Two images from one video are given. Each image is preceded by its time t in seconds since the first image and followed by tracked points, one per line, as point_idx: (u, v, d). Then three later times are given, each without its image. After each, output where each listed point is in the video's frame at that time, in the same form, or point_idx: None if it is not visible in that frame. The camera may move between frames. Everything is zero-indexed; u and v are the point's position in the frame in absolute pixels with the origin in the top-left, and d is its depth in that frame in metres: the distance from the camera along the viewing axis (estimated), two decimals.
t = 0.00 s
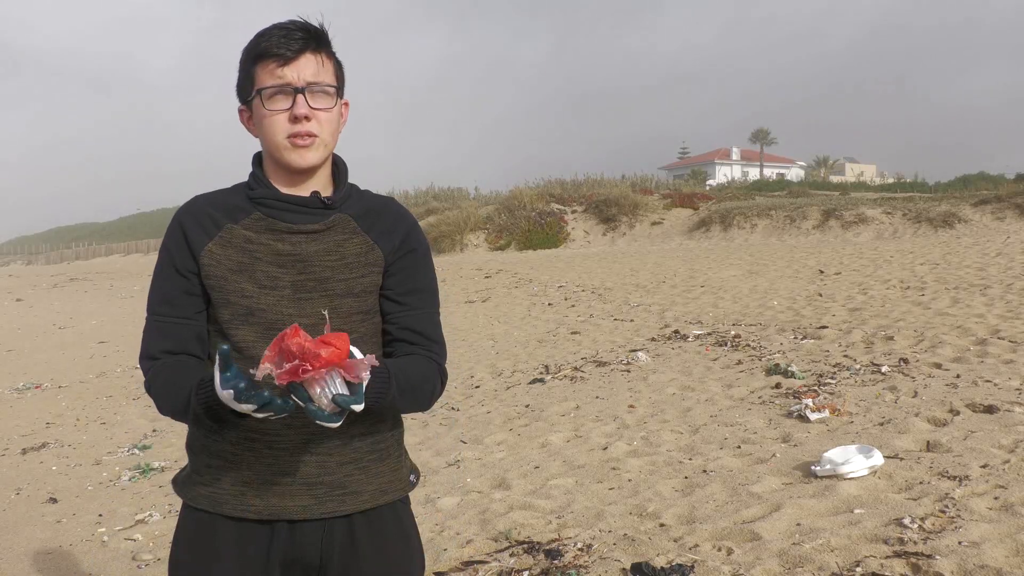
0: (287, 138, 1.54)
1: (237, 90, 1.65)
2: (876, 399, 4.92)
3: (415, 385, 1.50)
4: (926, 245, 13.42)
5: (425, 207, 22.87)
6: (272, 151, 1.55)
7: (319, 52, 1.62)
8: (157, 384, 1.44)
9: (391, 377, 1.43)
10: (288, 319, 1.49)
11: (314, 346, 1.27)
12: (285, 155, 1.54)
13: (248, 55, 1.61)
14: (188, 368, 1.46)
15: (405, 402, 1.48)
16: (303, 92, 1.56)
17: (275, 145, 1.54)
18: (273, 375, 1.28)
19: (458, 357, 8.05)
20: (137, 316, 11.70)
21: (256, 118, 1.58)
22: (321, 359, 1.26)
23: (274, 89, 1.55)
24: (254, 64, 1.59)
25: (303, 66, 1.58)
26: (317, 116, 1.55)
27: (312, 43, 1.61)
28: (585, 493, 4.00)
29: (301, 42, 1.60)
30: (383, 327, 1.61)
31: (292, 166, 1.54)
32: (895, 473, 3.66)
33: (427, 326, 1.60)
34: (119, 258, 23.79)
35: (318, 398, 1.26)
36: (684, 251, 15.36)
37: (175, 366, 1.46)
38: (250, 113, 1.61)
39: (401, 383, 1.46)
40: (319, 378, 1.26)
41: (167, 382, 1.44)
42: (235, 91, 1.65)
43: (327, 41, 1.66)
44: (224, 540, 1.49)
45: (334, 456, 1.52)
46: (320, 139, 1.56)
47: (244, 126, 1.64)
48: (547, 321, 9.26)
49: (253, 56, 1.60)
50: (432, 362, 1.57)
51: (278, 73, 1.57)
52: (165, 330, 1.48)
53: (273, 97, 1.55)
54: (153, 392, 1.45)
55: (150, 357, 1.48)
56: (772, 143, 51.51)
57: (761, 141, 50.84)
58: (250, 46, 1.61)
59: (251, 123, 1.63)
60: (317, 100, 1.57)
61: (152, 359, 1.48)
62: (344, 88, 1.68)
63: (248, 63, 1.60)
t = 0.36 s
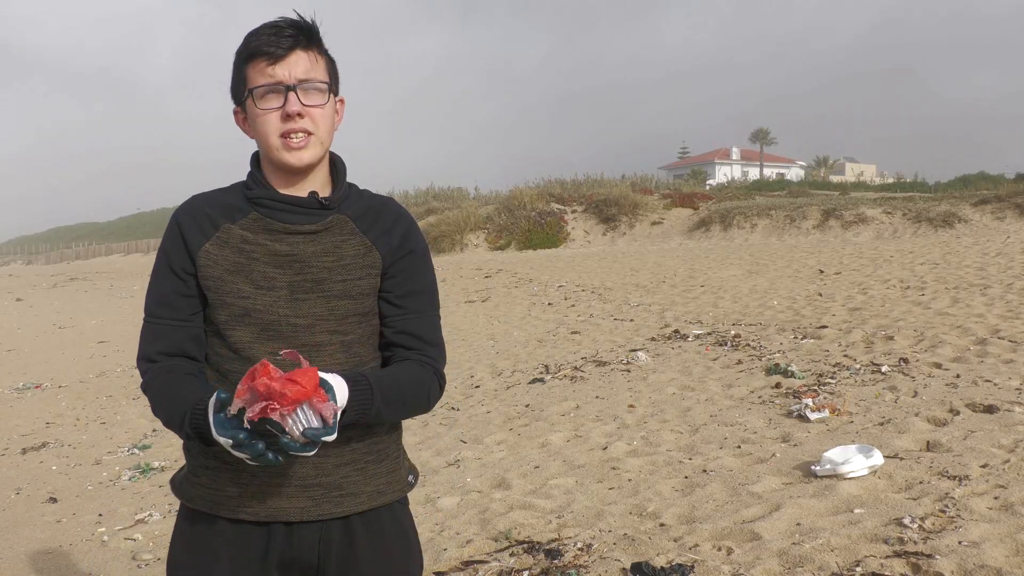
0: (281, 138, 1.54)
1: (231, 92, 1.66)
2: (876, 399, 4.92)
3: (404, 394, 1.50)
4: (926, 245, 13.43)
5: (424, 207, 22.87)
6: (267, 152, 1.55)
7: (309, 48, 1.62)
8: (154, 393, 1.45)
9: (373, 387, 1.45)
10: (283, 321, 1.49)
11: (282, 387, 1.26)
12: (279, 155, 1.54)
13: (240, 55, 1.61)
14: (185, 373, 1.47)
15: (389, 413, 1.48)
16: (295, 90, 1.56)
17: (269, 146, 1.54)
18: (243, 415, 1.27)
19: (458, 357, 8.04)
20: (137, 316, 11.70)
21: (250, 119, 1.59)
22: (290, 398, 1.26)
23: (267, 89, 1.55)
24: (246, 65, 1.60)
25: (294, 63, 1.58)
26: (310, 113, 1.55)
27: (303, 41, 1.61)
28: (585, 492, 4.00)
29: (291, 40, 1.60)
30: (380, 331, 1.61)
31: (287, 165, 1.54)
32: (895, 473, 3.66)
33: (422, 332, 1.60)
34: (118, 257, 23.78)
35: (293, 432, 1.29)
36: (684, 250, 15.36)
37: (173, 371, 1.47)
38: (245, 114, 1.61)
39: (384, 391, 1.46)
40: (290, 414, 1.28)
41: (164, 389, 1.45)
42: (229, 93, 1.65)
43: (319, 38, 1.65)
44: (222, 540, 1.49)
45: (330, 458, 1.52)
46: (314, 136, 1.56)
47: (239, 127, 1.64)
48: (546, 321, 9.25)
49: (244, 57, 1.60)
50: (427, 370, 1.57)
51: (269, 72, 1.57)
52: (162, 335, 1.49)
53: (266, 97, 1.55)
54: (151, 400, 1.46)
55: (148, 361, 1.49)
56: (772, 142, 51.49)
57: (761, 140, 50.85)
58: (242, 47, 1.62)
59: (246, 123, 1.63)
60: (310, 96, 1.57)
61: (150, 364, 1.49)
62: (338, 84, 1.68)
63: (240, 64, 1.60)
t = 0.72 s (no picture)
0: (247, 142, 1.54)
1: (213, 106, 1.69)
2: (876, 399, 4.91)
3: (401, 409, 1.50)
4: (926, 245, 13.43)
5: (424, 207, 22.86)
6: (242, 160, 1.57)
7: (267, 47, 1.61)
8: (150, 400, 1.46)
9: (367, 415, 1.45)
10: (278, 324, 1.49)
11: (263, 431, 1.28)
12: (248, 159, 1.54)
13: (208, 69, 1.64)
14: (180, 381, 1.48)
15: (392, 429, 1.50)
16: (253, 92, 1.55)
17: (240, 153, 1.55)
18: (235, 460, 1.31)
19: (458, 357, 8.03)
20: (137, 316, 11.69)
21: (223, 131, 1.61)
22: (271, 441, 1.27)
23: (227, 98, 1.56)
24: (212, 77, 1.62)
25: (251, 66, 1.57)
26: (269, 112, 1.53)
27: (259, 40, 1.60)
28: (584, 492, 4.00)
29: (247, 43, 1.59)
30: (379, 333, 1.61)
31: (260, 169, 1.54)
32: (895, 473, 3.66)
33: (422, 333, 1.60)
34: (118, 257, 23.76)
35: (280, 474, 1.28)
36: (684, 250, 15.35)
37: (168, 379, 1.48)
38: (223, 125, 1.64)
39: (376, 412, 1.46)
40: (276, 456, 1.28)
41: (159, 397, 1.45)
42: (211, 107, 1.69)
43: (277, 33, 1.64)
44: (218, 543, 1.49)
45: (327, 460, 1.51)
46: (279, 135, 1.54)
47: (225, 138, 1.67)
48: (546, 321, 9.25)
49: (208, 71, 1.63)
50: (427, 373, 1.57)
51: (229, 80, 1.58)
52: (157, 340, 1.49)
53: (229, 106, 1.57)
54: (147, 408, 1.46)
55: (143, 367, 1.49)
56: (771, 143, 51.46)
57: (761, 140, 50.85)
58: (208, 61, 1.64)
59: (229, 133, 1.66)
60: (268, 96, 1.56)
61: (146, 370, 1.49)
62: (308, 76, 1.65)
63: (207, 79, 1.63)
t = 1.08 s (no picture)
0: (264, 141, 1.54)
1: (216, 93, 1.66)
2: (876, 399, 4.91)
3: (397, 413, 1.51)
4: (926, 245, 13.42)
5: (424, 207, 22.84)
6: (252, 156, 1.56)
7: (292, 50, 1.61)
8: (146, 402, 1.45)
9: (366, 422, 1.45)
10: (276, 323, 1.49)
11: (269, 416, 1.27)
12: (262, 158, 1.54)
13: (224, 58, 1.61)
14: (177, 382, 1.47)
15: (389, 434, 1.50)
16: (279, 93, 1.56)
17: (252, 149, 1.54)
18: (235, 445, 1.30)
19: (458, 357, 8.03)
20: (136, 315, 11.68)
21: (235, 123, 1.59)
22: (277, 428, 1.26)
23: (249, 93, 1.55)
24: (229, 68, 1.59)
25: (277, 66, 1.58)
26: (294, 116, 1.54)
27: (287, 42, 1.61)
28: (584, 492, 4.00)
29: (274, 42, 1.59)
30: (375, 333, 1.61)
31: (272, 170, 1.54)
32: (895, 473, 3.66)
33: (418, 335, 1.61)
34: (118, 257, 23.73)
35: (281, 463, 1.28)
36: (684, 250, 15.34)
37: (163, 380, 1.47)
38: (230, 116, 1.62)
39: (373, 415, 1.47)
40: (278, 445, 1.27)
41: (156, 399, 1.45)
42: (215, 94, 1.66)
43: (302, 38, 1.65)
44: (217, 543, 1.49)
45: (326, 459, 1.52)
46: (299, 139, 1.56)
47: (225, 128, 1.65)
48: (546, 321, 9.24)
49: (227, 61, 1.60)
50: (421, 377, 1.58)
51: (252, 76, 1.56)
52: (153, 339, 1.48)
53: (249, 102, 1.55)
54: (143, 410, 1.46)
55: (138, 367, 1.48)
56: (771, 142, 51.46)
57: (760, 140, 50.84)
58: (225, 49, 1.62)
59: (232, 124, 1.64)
60: (293, 100, 1.57)
61: (141, 369, 1.48)
62: (324, 84, 1.68)
63: (224, 68, 1.60)
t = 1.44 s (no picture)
0: (273, 144, 1.54)
1: (224, 91, 1.65)
2: (876, 399, 4.91)
3: (411, 393, 1.51)
4: (926, 245, 13.42)
5: (424, 207, 22.84)
6: (260, 156, 1.55)
7: (305, 53, 1.61)
8: (147, 402, 1.45)
9: (379, 393, 1.46)
10: (280, 319, 1.49)
11: (268, 363, 1.28)
12: (270, 159, 1.54)
13: (235, 58, 1.61)
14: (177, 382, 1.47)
15: (401, 414, 1.50)
16: (290, 95, 1.55)
17: (260, 150, 1.54)
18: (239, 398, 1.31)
19: (458, 357, 8.03)
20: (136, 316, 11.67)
21: (244, 122, 1.58)
22: (275, 374, 1.27)
23: (261, 94, 1.55)
24: (241, 68, 1.59)
25: (290, 69, 1.58)
26: (305, 120, 1.55)
27: (300, 45, 1.61)
28: (584, 492, 4.00)
29: (288, 45, 1.59)
30: (380, 330, 1.61)
31: (280, 171, 1.54)
32: (894, 472, 3.66)
33: (424, 332, 1.61)
34: (118, 257, 23.72)
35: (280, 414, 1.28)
36: (684, 250, 15.33)
37: (164, 379, 1.47)
38: (238, 115, 1.61)
39: (393, 389, 1.48)
40: (277, 393, 1.28)
41: (157, 398, 1.45)
42: (223, 92, 1.65)
43: (315, 42, 1.65)
44: (217, 541, 1.49)
45: (327, 455, 1.52)
46: (307, 142, 1.56)
47: (231, 126, 1.64)
48: (546, 321, 9.24)
49: (239, 61, 1.59)
50: (430, 370, 1.58)
51: (264, 77, 1.56)
52: (153, 337, 1.48)
53: (260, 103, 1.55)
54: (144, 409, 1.46)
55: (138, 365, 1.48)
56: (771, 142, 51.46)
57: (760, 140, 50.82)
58: (237, 49, 1.61)
59: (238, 124, 1.63)
60: (304, 103, 1.57)
61: (141, 368, 1.48)
62: (334, 89, 1.68)
63: (235, 67, 1.60)
